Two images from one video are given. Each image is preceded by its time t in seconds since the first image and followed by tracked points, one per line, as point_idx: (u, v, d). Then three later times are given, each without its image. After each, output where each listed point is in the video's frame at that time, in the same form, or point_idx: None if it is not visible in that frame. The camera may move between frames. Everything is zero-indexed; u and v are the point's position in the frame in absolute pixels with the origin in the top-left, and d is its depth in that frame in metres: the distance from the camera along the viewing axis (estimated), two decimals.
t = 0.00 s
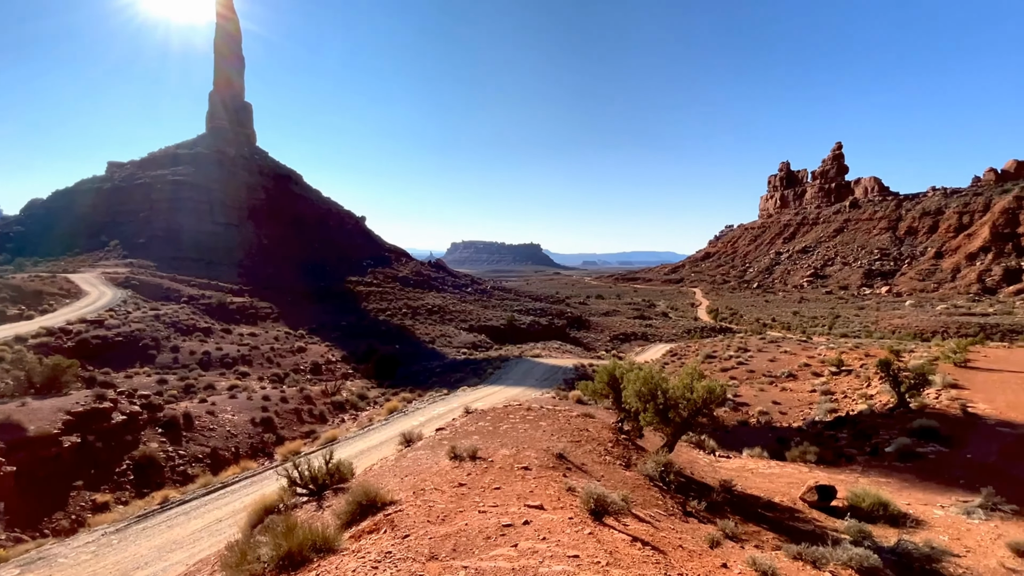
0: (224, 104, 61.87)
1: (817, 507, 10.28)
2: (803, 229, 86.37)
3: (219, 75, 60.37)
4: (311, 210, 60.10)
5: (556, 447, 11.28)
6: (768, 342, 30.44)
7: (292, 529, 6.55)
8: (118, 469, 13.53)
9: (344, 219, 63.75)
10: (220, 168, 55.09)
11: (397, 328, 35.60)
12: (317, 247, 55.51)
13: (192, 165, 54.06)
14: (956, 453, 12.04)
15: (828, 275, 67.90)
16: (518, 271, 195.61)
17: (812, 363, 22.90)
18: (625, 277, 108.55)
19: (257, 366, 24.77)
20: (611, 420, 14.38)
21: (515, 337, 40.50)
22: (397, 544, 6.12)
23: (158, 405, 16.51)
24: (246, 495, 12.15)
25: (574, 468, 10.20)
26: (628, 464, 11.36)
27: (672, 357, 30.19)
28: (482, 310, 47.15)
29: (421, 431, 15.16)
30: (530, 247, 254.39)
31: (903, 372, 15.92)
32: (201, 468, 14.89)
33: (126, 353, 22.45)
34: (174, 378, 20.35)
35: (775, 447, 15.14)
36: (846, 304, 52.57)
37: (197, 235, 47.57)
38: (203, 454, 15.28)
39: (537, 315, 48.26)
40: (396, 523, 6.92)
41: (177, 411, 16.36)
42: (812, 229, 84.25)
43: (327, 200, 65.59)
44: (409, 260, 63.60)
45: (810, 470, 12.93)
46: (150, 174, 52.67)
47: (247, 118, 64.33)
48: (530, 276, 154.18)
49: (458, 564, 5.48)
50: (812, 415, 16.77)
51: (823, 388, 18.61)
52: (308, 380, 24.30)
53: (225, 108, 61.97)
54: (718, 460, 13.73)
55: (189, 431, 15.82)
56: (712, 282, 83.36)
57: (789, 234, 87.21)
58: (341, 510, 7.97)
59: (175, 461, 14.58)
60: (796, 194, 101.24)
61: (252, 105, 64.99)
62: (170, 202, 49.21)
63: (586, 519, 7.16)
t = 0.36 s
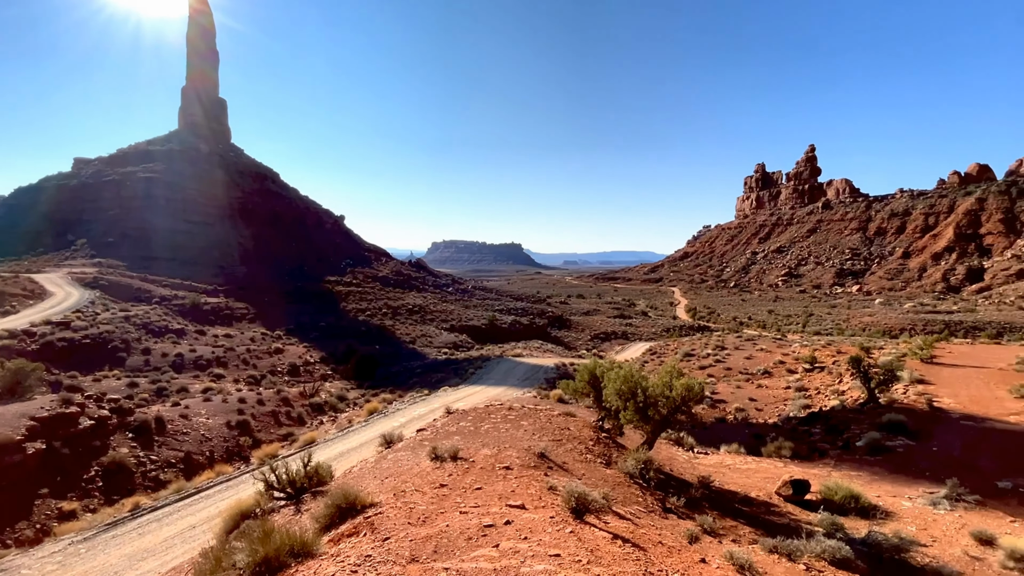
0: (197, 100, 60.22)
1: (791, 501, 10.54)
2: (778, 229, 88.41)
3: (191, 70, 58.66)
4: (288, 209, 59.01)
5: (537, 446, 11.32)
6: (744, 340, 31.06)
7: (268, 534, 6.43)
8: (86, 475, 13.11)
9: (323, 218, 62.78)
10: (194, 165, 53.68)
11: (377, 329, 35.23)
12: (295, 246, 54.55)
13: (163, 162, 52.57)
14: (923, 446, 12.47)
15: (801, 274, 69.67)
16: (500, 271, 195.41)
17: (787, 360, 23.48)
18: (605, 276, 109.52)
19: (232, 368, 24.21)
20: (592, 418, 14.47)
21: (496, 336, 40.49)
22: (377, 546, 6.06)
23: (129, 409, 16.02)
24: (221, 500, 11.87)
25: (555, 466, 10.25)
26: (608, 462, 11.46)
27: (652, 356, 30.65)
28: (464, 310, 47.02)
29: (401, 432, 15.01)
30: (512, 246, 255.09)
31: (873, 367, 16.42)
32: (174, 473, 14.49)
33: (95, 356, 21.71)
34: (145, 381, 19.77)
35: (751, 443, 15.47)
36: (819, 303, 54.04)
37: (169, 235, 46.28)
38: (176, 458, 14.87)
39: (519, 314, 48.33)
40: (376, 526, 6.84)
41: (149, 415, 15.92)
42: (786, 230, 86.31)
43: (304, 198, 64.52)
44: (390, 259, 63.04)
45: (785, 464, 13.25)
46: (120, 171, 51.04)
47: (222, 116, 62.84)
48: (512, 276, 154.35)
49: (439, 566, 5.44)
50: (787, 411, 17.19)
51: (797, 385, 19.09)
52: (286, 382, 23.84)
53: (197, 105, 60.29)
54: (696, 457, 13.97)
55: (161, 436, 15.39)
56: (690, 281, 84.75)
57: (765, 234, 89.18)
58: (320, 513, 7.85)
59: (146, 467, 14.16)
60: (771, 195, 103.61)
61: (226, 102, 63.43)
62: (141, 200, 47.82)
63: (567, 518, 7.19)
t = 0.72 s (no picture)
0: (170, 96, 58.60)
1: (768, 495, 10.76)
2: (755, 229, 90.20)
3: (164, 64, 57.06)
4: (266, 207, 57.90)
5: (519, 446, 11.33)
6: (722, 338, 31.62)
7: (245, 540, 6.30)
8: (53, 482, 12.67)
9: (301, 216, 61.78)
10: (167, 162, 52.27)
11: (358, 329, 34.84)
12: (273, 245, 53.56)
13: (135, 159, 51.09)
14: (893, 440, 12.85)
15: (778, 273, 71.22)
16: (481, 271, 193.13)
17: (764, 357, 23.97)
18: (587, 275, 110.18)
19: (208, 370, 23.65)
20: (574, 417, 14.56)
21: (478, 336, 40.41)
22: (358, 549, 5.99)
23: (98, 414, 15.52)
24: (197, 506, 11.59)
25: (537, 465, 10.28)
26: (590, 460, 11.54)
27: (633, 354, 30.98)
28: (445, 310, 46.82)
29: (382, 434, 14.86)
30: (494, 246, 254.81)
31: (846, 364, 16.88)
32: (148, 478, 14.09)
33: (62, 359, 20.98)
34: (116, 384, 19.18)
35: (730, 439, 15.76)
36: (795, 301, 55.31)
37: (141, 234, 45.00)
38: (150, 464, 14.46)
39: (501, 314, 48.30)
40: (356, 529, 6.76)
41: (120, 419, 15.46)
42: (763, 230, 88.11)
43: (282, 197, 63.40)
44: (370, 259, 62.38)
45: (762, 460, 13.53)
46: (88, 168, 49.42)
47: (197, 112, 61.30)
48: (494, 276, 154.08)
49: (421, 568, 5.41)
50: (764, 407, 17.56)
51: (774, 382, 19.51)
52: (264, 384, 23.38)
53: (171, 100, 58.67)
54: (676, 454, 14.17)
55: (133, 441, 14.95)
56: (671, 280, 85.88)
57: (742, 234, 90.88)
58: (299, 517, 7.73)
59: (117, 473, 13.73)
60: (748, 196, 105.64)
61: (200, 98, 61.89)
62: (112, 198, 46.41)
63: (549, 517, 7.23)
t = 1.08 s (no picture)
0: (144, 91, 57.03)
1: (748, 490, 10.96)
2: (734, 229, 91.72)
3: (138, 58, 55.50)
4: (244, 206, 56.76)
5: (503, 445, 11.33)
6: (702, 336, 32.11)
7: (223, 545, 6.17)
8: (20, 491, 12.25)
9: (281, 215, 60.75)
10: (141, 158, 50.86)
11: (339, 329, 34.41)
12: (252, 245, 52.58)
13: (107, 156, 49.59)
14: (867, 434, 13.22)
15: (756, 273, 72.55)
16: (464, 271, 191.53)
17: (743, 355, 24.42)
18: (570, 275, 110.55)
19: (184, 372, 23.10)
20: (557, 416, 14.60)
21: (461, 335, 40.28)
22: (340, 553, 5.92)
23: (68, 418, 15.03)
24: (173, 512, 11.31)
25: (521, 465, 10.29)
26: (573, 459, 11.60)
27: (615, 353, 31.25)
28: (428, 310, 46.54)
29: (364, 435, 14.71)
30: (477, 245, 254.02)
31: (822, 361, 17.29)
32: (121, 484, 13.71)
33: (29, 362, 20.27)
34: (88, 387, 18.61)
35: (710, 436, 16.00)
36: (773, 300, 56.46)
37: (114, 232, 43.73)
38: (124, 469, 14.08)
39: (484, 314, 48.21)
40: (337, 531, 6.68)
41: (91, 423, 15.01)
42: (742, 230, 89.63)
43: (261, 195, 62.26)
44: (352, 258, 61.68)
45: (741, 456, 13.79)
46: (57, 165, 47.84)
47: (172, 108, 59.76)
48: (477, 276, 153.64)
49: (404, 569, 5.37)
50: (743, 404, 17.88)
51: (753, 379, 19.89)
52: (242, 386, 22.94)
53: (144, 95, 57.07)
54: (658, 451, 14.33)
55: (105, 445, 14.54)
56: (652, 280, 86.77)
57: (722, 233, 92.33)
58: (279, 521, 7.60)
59: (89, 479, 13.32)
60: (728, 197, 107.40)
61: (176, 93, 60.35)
62: (82, 196, 44.99)
63: (534, 516, 7.25)
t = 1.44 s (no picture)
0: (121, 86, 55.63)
1: (731, 487, 11.13)
2: (717, 229, 92.90)
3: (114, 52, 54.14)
4: (225, 204, 55.78)
5: (488, 445, 11.33)
6: (686, 335, 32.50)
7: (204, 549, 6.06)
8: None
9: (263, 214, 59.82)
10: (118, 155, 49.64)
11: (323, 330, 34.01)
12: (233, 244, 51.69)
13: (82, 153, 48.31)
14: (845, 430, 13.52)
15: (738, 272, 73.61)
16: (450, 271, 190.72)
17: (725, 353, 24.77)
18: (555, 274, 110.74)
19: (163, 374, 22.61)
20: (543, 415, 14.64)
21: (446, 335, 40.12)
22: (324, 556, 5.86)
23: (42, 423, 14.60)
24: (151, 517, 11.06)
25: (507, 464, 10.30)
26: (559, 457, 11.64)
27: (600, 352, 31.44)
28: (414, 309, 46.26)
29: (348, 436, 14.56)
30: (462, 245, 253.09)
31: (802, 359, 17.62)
32: (98, 489, 13.38)
33: None
34: (62, 391, 18.09)
35: (694, 433, 16.20)
36: (754, 298, 57.37)
37: (89, 231, 42.61)
38: (100, 473, 13.75)
39: (470, 313, 48.09)
40: (321, 534, 6.62)
41: (65, 428, 14.63)
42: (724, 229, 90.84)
43: (243, 194, 61.22)
44: (335, 258, 61.02)
45: (724, 453, 13.98)
46: (30, 162, 46.48)
47: (150, 104, 58.38)
48: (461, 275, 153.03)
49: (388, 571, 5.34)
50: (726, 402, 18.13)
51: (735, 377, 20.20)
52: (224, 387, 22.54)
53: (121, 91, 55.67)
54: (642, 449, 14.46)
55: (81, 450, 14.18)
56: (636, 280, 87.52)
57: (705, 233, 93.47)
58: (261, 525, 7.49)
59: (64, 485, 12.98)
60: (711, 197, 108.80)
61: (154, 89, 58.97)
62: (56, 194, 43.78)
63: (520, 515, 7.26)
